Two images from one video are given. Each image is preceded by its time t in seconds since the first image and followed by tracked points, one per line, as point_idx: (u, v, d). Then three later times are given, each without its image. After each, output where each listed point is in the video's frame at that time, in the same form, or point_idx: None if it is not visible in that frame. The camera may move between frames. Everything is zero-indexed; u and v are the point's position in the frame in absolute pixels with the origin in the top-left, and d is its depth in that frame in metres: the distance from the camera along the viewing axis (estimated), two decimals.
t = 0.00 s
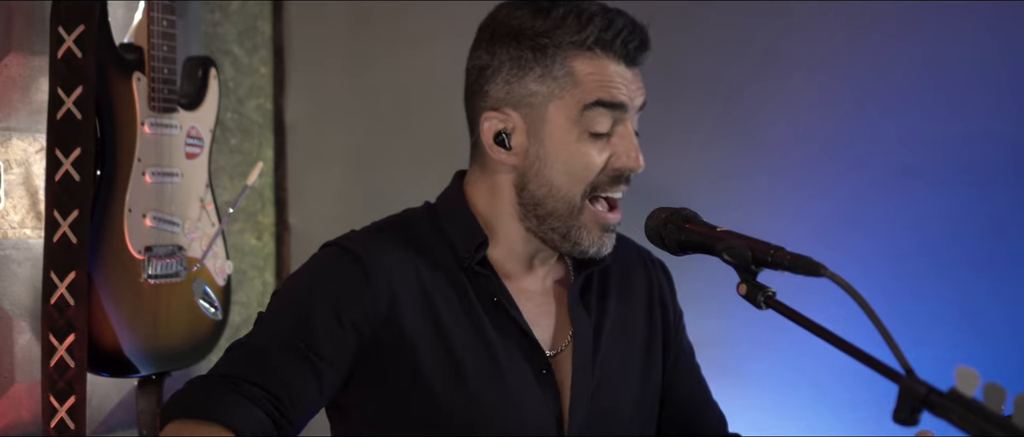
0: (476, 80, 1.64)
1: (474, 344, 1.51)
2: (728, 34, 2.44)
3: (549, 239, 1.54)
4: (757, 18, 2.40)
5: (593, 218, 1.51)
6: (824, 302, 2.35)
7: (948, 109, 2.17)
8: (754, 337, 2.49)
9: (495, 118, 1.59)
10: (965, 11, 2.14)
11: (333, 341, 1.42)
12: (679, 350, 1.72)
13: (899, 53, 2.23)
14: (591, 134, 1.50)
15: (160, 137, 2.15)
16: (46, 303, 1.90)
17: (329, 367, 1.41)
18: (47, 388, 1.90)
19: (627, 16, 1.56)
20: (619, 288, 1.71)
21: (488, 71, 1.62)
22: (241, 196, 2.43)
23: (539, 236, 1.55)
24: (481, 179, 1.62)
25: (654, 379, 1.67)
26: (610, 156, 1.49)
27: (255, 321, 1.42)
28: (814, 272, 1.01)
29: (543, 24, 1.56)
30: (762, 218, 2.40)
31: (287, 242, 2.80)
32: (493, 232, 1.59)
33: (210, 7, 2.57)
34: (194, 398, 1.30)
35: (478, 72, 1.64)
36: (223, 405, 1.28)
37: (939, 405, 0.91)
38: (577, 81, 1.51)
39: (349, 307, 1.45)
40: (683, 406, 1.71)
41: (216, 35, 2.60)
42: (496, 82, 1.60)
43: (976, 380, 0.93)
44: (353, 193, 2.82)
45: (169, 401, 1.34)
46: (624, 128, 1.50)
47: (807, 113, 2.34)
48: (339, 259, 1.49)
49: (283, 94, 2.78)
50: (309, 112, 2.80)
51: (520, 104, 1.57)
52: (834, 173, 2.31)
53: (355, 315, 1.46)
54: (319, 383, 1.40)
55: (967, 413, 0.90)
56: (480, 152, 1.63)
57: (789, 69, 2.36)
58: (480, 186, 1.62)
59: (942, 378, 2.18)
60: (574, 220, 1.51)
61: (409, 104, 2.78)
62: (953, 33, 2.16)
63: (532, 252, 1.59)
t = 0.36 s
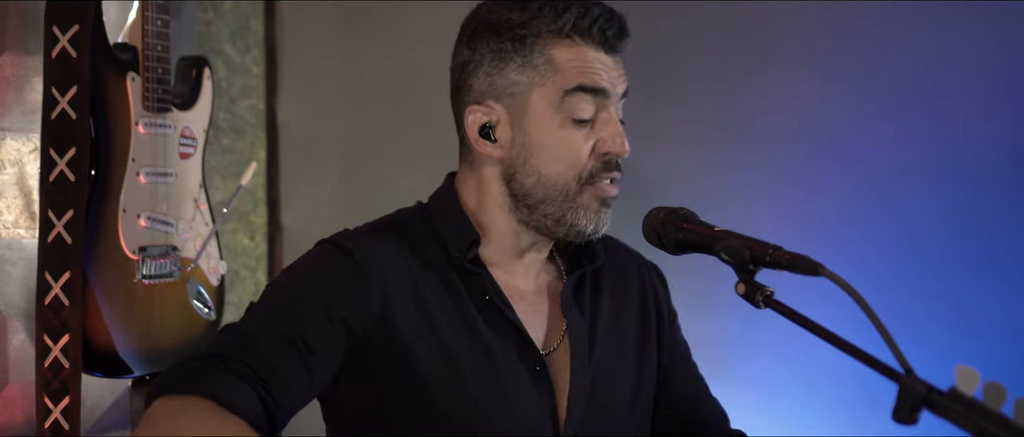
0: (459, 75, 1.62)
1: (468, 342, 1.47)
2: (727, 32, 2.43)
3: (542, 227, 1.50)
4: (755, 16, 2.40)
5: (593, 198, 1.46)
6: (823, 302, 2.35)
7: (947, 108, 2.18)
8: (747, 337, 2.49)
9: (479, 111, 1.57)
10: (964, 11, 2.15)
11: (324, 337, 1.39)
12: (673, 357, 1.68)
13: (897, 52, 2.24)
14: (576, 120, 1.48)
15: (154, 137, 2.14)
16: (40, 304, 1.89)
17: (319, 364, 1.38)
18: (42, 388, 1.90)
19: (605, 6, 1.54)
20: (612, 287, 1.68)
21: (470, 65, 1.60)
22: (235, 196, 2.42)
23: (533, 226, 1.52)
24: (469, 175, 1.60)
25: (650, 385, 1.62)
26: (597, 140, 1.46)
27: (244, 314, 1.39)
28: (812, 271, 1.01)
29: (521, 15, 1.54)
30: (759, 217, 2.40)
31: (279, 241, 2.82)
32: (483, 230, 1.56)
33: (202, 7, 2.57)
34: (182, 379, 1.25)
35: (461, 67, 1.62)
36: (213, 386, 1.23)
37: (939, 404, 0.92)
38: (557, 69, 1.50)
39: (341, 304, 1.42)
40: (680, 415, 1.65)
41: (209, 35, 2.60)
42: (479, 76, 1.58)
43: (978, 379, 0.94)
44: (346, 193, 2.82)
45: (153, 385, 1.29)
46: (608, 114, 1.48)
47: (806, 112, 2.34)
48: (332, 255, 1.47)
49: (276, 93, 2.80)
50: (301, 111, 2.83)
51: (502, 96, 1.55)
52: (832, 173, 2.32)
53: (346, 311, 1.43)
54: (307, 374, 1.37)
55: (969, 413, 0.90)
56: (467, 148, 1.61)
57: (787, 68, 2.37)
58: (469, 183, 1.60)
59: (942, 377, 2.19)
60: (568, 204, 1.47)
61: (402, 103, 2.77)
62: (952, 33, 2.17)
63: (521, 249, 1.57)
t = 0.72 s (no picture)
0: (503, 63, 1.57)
1: (489, 350, 1.51)
2: (731, 30, 2.43)
3: (544, 234, 1.50)
4: (759, 15, 2.40)
5: (589, 222, 1.44)
6: (823, 301, 2.36)
7: (942, 107, 2.21)
8: (740, 336, 2.50)
9: (510, 103, 1.53)
10: (965, 10, 2.18)
11: (343, 347, 1.40)
12: (698, 376, 1.73)
13: (893, 52, 2.26)
14: (595, 139, 1.42)
15: (148, 136, 2.14)
16: (35, 304, 1.88)
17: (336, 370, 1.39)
18: (37, 389, 1.89)
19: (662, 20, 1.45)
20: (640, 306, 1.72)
21: (513, 54, 1.55)
22: (229, 197, 2.42)
23: (536, 230, 1.51)
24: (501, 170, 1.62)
25: (674, 401, 1.68)
26: (609, 164, 1.41)
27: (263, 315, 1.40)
28: (813, 272, 1.02)
29: (573, 12, 1.47)
30: (760, 216, 2.41)
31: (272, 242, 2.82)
32: (512, 238, 1.58)
33: (196, 7, 2.57)
34: (192, 385, 1.27)
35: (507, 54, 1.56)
36: (224, 394, 1.26)
37: (940, 403, 0.92)
38: (591, 79, 1.42)
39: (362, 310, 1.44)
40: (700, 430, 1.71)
41: (202, 34, 2.59)
42: (517, 67, 1.53)
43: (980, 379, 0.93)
44: (340, 193, 2.82)
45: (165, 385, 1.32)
46: (631, 139, 1.41)
47: (807, 112, 2.35)
48: (355, 260, 1.49)
49: (269, 95, 2.79)
50: (294, 111, 2.81)
51: (533, 93, 1.49)
52: (831, 173, 2.34)
53: (367, 318, 1.44)
54: (326, 388, 1.37)
55: (968, 413, 0.90)
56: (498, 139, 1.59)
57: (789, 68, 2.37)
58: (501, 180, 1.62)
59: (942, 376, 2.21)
60: (567, 220, 1.45)
61: (394, 100, 2.77)
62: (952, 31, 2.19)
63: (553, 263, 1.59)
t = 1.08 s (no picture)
0: (533, 74, 1.63)
1: (490, 351, 1.51)
2: (739, 35, 2.47)
3: (575, 250, 1.55)
4: (765, 20, 2.44)
5: (634, 239, 1.52)
6: (824, 300, 2.35)
7: (942, 105, 2.21)
8: (734, 335, 2.51)
9: (542, 120, 1.59)
10: (964, 11, 2.18)
11: (344, 349, 1.40)
12: (694, 376, 1.74)
13: (893, 52, 2.28)
14: (639, 160, 1.51)
15: (145, 137, 2.13)
16: (31, 305, 1.88)
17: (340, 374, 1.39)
18: (33, 390, 1.88)
19: (699, 45, 1.55)
20: (639, 306, 1.73)
21: (547, 68, 1.60)
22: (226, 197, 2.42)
23: (566, 246, 1.56)
24: (514, 175, 1.62)
25: (671, 402, 1.70)
26: (653, 183, 1.50)
27: (265, 321, 1.39)
28: (814, 271, 1.01)
29: (615, 35, 1.55)
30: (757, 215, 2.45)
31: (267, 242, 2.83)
32: (512, 240, 1.60)
33: (191, 6, 2.56)
34: (198, 398, 1.26)
35: (537, 65, 1.62)
36: (229, 405, 1.25)
37: (942, 403, 0.93)
38: (638, 104, 1.51)
39: (363, 313, 1.44)
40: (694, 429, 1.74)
41: (198, 34, 2.59)
42: (553, 83, 1.59)
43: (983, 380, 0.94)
44: (335, 193, 2.81)
45: (167, 399, 1.30)
46: (671, 159, 1.52)
47: (809, 112, 2.39)
48: (353, 263, 1.49)
49: (265, 95, 2.77)
50: (290, 111, 2.81)
51: (573, 111, 1.56)
52: (829, 172, 2.37)
53: (368, 321, 1.44)
54: (330, 391, 1.37)
55: (970, 411, 0.91)
56: (522, 149, 1.62)
57: (790, 69, 2.41)
58: (511, 185, 1.63)
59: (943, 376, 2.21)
60: (610, 238, 1.53)
61: (390, 100, 2.76)
62: (952, 31, 2.20)
63: (554, 264, 1.60)
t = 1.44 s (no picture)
0: (525, 70, 1.62)
1: (480, 350, 1.51)
2: (738, 32, 2.46)
3: (562, 246, 1.55)
4: (765, 17, 2.44)
5: (618, 235, 1.54)
6: (821, 298, 2.36)
7: (939, 103, 2.27)
8: (726, 335, 2.51)
9: (534, 114, 1.59)
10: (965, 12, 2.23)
11: (334, 348, 1.40)
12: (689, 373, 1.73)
13: (896, 48, 2.31)
14: (628, 156, 1.52)
15: (139, 136, 2.13)
16: (25, 305, 1.87)
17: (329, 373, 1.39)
18: (27, 390, 1.87)
19: (690, 43, 1.55)
20: (633, 306, 1.73)
21: (539, 64, 1.60)
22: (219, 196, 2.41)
23: (553, 242, 1.55)
24: (505, 173, 1.62)
25: (664, 403, 1.69)
26: (642, 178, 1.51)
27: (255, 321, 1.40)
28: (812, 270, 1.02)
29: (606, 30, 1.55)
30: (751, 213, 2.46)
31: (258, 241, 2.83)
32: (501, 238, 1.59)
33: (183, 6, 2.58)
34: (189, 394, 1.28)
35: (529, 61, 1.62)
36: (219, 402, 1.26)
37: (941, 402, 0.93)
38: (627, 100, 1.51)
39: (352, 313, 1.44)
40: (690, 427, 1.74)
41: (189, 34, 2.60)
42: (544, 78, 1.59)
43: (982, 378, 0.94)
44: (326, 193, 2.80)
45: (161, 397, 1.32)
46: (660, 156, 1.53)
47: (809, 110, 2.40)
48: (344, 263, 1.49)
49: (256, 95, 2.78)
50: (281, 111, 2.80)
51: (563, 106, 1.56)
52: (821, 170, 2.40)
53: (357, 321, 1.44)
54: (319, 390, 1.37)
55: (970, 411, 0.91)
56: (511, 145, 1.62)
57: (789, 66, 2.42)
58: (502, 183, 1.62)
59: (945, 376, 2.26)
60: (597, 233, 1.53)
61: (382, 100, 2.75)
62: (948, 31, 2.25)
63: (544, 264, 1.59)
